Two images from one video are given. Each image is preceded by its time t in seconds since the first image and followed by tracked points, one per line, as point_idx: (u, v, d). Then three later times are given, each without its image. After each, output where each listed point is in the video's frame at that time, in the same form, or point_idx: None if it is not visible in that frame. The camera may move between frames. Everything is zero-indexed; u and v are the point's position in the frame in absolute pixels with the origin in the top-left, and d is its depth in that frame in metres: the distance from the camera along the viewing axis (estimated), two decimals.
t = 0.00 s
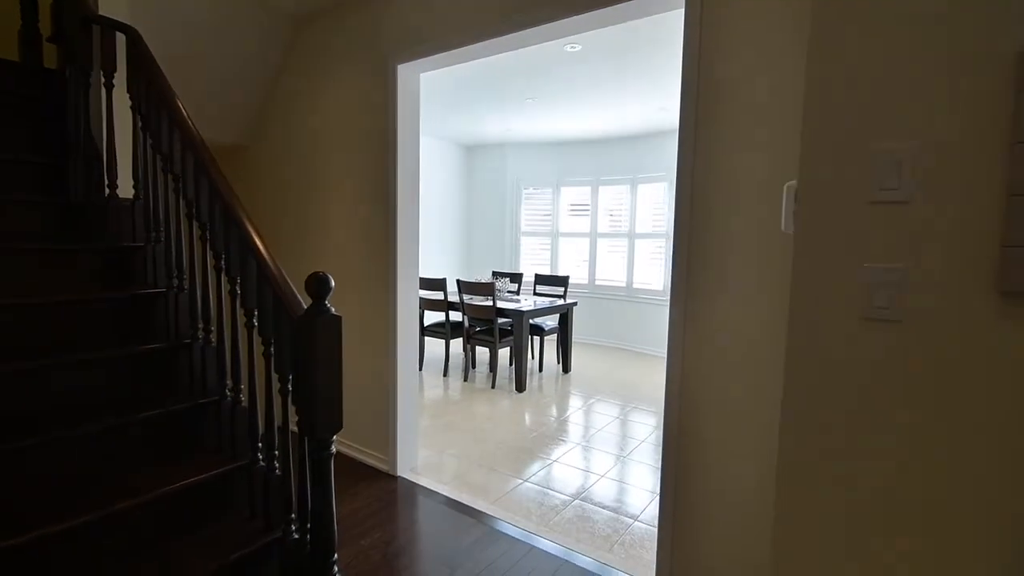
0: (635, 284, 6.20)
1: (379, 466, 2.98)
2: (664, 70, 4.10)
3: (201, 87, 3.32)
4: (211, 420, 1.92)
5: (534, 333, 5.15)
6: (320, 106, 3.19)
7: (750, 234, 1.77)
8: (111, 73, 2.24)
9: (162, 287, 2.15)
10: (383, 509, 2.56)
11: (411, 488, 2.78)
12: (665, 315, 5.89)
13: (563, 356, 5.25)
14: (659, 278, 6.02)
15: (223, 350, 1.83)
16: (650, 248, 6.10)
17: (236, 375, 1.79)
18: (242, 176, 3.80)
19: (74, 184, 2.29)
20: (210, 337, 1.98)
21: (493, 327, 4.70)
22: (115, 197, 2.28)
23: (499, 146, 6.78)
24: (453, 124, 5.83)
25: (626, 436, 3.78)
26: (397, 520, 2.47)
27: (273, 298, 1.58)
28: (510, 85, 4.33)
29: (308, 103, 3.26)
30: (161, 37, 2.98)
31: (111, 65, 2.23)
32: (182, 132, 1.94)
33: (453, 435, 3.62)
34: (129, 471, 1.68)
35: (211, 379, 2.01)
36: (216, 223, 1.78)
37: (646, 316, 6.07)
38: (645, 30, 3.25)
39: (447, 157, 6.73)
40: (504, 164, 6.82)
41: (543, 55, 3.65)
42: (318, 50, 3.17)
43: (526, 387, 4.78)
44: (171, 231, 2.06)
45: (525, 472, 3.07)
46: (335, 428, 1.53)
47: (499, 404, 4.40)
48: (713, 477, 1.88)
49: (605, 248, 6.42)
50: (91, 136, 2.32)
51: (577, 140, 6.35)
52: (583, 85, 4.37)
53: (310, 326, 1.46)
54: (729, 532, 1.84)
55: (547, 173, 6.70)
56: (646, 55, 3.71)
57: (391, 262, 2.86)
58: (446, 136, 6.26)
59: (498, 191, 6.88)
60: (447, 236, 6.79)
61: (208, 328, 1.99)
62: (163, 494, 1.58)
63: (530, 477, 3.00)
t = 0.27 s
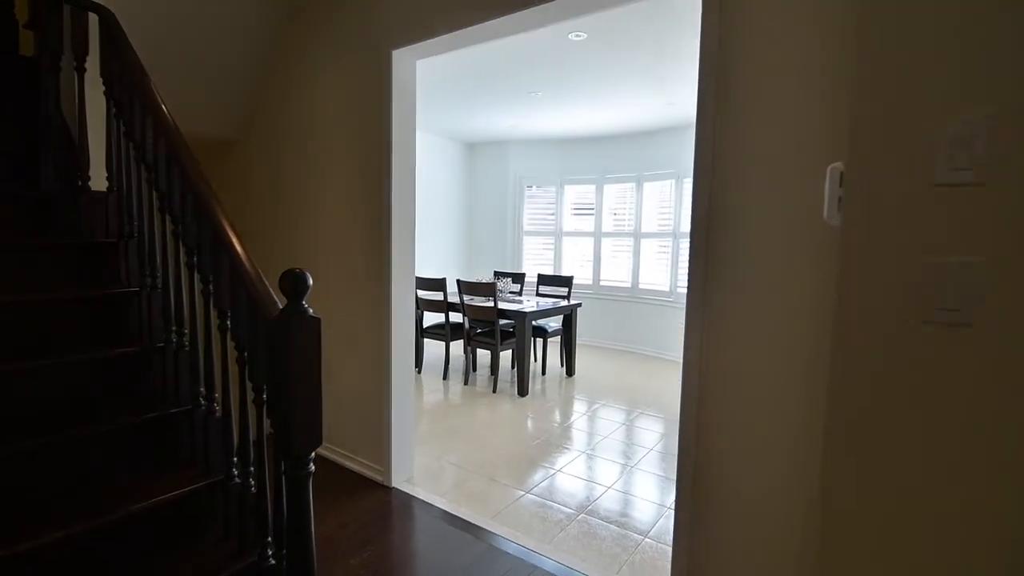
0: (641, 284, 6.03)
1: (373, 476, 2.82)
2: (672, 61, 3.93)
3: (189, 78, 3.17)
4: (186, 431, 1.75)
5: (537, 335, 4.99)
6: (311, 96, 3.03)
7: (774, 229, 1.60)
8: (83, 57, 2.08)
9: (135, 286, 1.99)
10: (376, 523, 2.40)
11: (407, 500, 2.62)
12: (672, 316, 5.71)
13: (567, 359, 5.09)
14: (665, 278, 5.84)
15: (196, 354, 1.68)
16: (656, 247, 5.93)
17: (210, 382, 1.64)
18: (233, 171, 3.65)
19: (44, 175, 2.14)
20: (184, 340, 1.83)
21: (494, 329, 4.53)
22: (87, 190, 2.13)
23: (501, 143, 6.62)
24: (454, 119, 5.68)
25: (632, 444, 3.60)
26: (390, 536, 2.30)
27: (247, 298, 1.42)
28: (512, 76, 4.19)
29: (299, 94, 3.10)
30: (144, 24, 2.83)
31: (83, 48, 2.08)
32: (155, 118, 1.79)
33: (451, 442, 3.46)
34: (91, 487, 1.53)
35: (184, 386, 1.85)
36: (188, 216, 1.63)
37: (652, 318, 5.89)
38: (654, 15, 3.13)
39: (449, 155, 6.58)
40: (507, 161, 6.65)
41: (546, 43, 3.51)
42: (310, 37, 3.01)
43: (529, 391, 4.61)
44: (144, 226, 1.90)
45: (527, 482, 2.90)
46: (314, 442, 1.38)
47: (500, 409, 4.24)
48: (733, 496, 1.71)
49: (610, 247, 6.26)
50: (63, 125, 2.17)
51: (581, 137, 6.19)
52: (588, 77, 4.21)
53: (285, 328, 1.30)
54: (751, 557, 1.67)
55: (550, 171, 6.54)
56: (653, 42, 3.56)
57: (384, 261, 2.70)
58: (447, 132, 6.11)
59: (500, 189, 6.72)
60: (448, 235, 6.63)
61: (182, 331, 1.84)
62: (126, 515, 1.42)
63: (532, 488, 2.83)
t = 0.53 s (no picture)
0: (647, 287, 5.86)
1: (367, 493, 2.65)
2: (683, 54, 3.75)
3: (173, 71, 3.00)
4: (155, 452, 1.59)
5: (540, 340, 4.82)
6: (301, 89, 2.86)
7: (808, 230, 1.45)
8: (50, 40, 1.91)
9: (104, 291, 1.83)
10: (367, 547, 2.21)
11: (401, 521, 2.44)
12: (679, 320, 5.53)
13: (570, 365, 4.91)
14: (671, 280, 5.65)
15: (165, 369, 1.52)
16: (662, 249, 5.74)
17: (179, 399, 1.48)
18: (221, 169, 3.49)
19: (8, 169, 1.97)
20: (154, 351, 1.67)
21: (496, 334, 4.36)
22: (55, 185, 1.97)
23: (504, 142, 6.46)
24: (455, 116, 5.51)
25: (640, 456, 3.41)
26: (382, 561, 2.12)
27: (215, 307, 1.26)
28: (514, 69, 4.03)
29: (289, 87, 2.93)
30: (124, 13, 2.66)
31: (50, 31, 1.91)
32: (124, 108, 1.63)
33: (449, 454, 3.28)
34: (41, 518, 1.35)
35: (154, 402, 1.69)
36: (156, 215, 1.47)
37: (658, 322, 5.72)
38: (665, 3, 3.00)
39: (449, 154, 6.42)
40: (509, 161, 6.49)
41: (551, 33, 3.36)
42: (299, 26, 2.83)
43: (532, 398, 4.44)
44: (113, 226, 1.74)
45: (531, 499, 2.72)
46: (290, 472, 1.22)
47: (501, 417, 4.06)
48: (761, 527, 1.53)
49: (615, 249, 6.08)
50: (29, 114, 1.99)
51: (585, 136, 6.02)
52: (593, 70, 4.04)
53: (256, 344, 1.14)
54: None
55: (554, 170, 6.37)
56: (663, 33, 3.40)
57: (378, 264, 2.53)
58: (448, 130, 5.96)
59: (503, 189, 6.56)
60: (449, 236, 6.47)
61: (152, 340, 1.68)
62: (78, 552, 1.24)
63: (536, 506, 2.65)
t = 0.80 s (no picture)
0: (651, 290, 5.71)
1: (359, 509, 2.51)
2: (692, 49, 3.62)
3: (160, 65, 2.87)
4: (117, 476, 1.44)
5: (543, 345, 4.68)
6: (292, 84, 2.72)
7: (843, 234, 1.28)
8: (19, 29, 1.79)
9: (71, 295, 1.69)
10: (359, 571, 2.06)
11: (396, 539, 2.30)
12: (685, 325, 5.38)
13: (574, 371, 4.76)
14: (677, 283, 5.49)
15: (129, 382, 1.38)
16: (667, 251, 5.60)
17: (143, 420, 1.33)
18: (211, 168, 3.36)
19: None
20: (120, 363, 1.53)
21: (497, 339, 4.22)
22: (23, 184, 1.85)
23: (505, 142, 6.33)
24: (456, 115, 5.39)
25: (646, 467, 3.26)
26: None
27: (175, 317, 1.11)
28: (518, 65, 3.90)
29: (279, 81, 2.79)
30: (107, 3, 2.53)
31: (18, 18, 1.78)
32: (90, 99, 1.50)
33: (448, 465, 3.13)
34: None
35: (120, 419, 1.55)
36: (119, 215, 1.33)
37: (664, 326, 5.57)
38: None
39: (450, 154, 6.29)
40: (510, 161, 6.35)
41: (555, 25, 3.22)
42: (288, 18, 2.70)
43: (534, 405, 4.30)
44: (80, 226, 1.60)
45: (534, 515, 2.57)
46: (258, 504, 1.08)
47: (503, 425, 3.91)
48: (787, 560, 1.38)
49: (620, 250, 5.94)
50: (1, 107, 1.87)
51: (589, 135, 5.88)
52: (598, 66, 3.91)
53: (216, 362, 1.00)
54: None
55: (556, 171, 6.24)
56: (672, 26, 3.25)
57: (371, 267, 2.39)
58: (448, 129, 5.84)
59: (504, 190, 6.42)
60: (449, 239, 6.35)
61: (117, 352, 1.54)
62: None
63: (539, 523, 2.50)
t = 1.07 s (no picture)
0: (656, 290, 5.55)
1: (349, 522, 2.36)
2: (698, 39, 3.47)
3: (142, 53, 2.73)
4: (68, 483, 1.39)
5: (545, 347, 4.53)
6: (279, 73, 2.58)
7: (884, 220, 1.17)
8: None
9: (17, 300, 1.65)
10: None
11: (386, 557, 2.15)
12: (692, 326, 5.22)
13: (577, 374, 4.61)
14: (682, 283, 5.33)
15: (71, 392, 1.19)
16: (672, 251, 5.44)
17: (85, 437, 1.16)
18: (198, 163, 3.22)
19: None
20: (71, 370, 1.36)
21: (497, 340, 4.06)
22: None
23: (506, 139, 6.19)
24: (455, 109, 5.25)
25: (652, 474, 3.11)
26: None
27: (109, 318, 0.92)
28: (518, 56, 3.75)
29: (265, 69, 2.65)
30: None
31: None
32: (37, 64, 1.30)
33: (445, 474, 2.98)
34: None
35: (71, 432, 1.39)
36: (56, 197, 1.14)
37: (670, 327, 5.42)
38: None
39: (449, 151, 6.15)
40: (512, 158, 6.21)
41: (558, 12, 3.06)
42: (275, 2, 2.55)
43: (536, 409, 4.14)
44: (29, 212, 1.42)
45: (534, 529, 2.42)
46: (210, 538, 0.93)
47: (502, 429, 3.77)
48: None
49: (623, 250, 5.79)
50: None
51: (592, 131, 5.73)
52: (601, 57, 3.77)
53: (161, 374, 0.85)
54: None
55: (559, 168, 6.09)
56: (681, 13, 3.09)
57: (361, 266, 2.23)
58: (448, 125, 5.70)
59: (505, 188, 6.28)
60: (449, 237, 6.21)
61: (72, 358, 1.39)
62: None
63: (540, 538, 2.34)
